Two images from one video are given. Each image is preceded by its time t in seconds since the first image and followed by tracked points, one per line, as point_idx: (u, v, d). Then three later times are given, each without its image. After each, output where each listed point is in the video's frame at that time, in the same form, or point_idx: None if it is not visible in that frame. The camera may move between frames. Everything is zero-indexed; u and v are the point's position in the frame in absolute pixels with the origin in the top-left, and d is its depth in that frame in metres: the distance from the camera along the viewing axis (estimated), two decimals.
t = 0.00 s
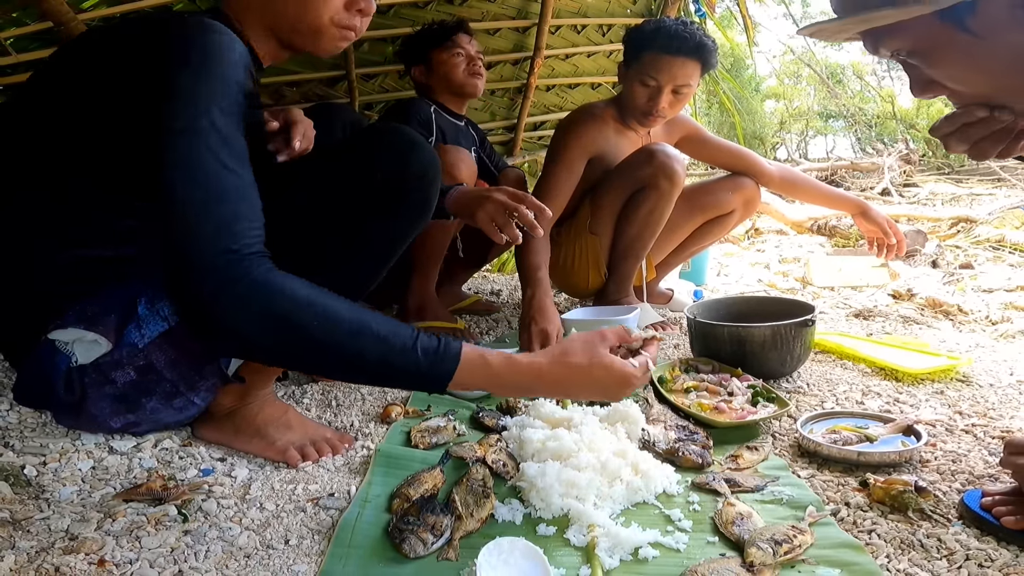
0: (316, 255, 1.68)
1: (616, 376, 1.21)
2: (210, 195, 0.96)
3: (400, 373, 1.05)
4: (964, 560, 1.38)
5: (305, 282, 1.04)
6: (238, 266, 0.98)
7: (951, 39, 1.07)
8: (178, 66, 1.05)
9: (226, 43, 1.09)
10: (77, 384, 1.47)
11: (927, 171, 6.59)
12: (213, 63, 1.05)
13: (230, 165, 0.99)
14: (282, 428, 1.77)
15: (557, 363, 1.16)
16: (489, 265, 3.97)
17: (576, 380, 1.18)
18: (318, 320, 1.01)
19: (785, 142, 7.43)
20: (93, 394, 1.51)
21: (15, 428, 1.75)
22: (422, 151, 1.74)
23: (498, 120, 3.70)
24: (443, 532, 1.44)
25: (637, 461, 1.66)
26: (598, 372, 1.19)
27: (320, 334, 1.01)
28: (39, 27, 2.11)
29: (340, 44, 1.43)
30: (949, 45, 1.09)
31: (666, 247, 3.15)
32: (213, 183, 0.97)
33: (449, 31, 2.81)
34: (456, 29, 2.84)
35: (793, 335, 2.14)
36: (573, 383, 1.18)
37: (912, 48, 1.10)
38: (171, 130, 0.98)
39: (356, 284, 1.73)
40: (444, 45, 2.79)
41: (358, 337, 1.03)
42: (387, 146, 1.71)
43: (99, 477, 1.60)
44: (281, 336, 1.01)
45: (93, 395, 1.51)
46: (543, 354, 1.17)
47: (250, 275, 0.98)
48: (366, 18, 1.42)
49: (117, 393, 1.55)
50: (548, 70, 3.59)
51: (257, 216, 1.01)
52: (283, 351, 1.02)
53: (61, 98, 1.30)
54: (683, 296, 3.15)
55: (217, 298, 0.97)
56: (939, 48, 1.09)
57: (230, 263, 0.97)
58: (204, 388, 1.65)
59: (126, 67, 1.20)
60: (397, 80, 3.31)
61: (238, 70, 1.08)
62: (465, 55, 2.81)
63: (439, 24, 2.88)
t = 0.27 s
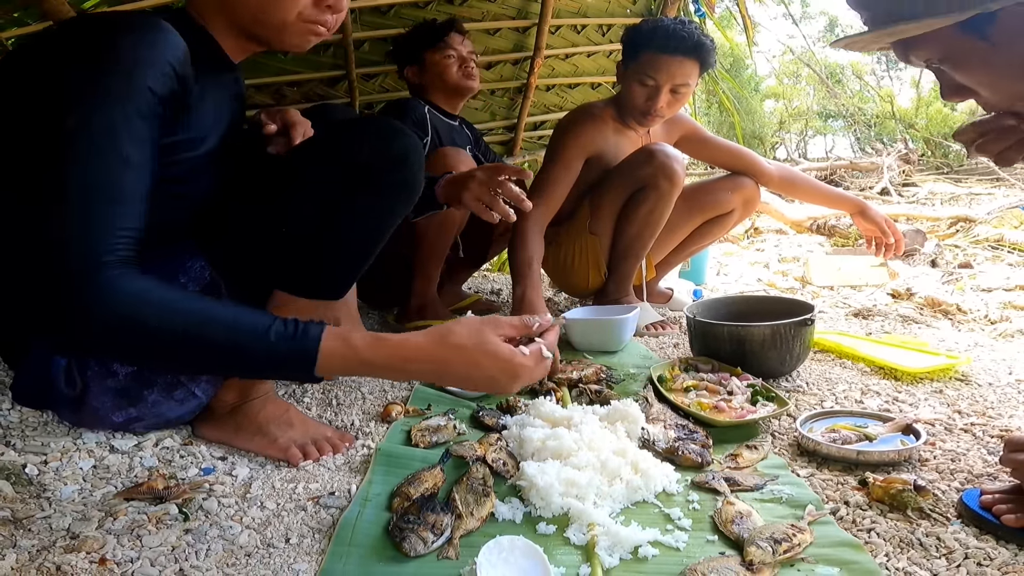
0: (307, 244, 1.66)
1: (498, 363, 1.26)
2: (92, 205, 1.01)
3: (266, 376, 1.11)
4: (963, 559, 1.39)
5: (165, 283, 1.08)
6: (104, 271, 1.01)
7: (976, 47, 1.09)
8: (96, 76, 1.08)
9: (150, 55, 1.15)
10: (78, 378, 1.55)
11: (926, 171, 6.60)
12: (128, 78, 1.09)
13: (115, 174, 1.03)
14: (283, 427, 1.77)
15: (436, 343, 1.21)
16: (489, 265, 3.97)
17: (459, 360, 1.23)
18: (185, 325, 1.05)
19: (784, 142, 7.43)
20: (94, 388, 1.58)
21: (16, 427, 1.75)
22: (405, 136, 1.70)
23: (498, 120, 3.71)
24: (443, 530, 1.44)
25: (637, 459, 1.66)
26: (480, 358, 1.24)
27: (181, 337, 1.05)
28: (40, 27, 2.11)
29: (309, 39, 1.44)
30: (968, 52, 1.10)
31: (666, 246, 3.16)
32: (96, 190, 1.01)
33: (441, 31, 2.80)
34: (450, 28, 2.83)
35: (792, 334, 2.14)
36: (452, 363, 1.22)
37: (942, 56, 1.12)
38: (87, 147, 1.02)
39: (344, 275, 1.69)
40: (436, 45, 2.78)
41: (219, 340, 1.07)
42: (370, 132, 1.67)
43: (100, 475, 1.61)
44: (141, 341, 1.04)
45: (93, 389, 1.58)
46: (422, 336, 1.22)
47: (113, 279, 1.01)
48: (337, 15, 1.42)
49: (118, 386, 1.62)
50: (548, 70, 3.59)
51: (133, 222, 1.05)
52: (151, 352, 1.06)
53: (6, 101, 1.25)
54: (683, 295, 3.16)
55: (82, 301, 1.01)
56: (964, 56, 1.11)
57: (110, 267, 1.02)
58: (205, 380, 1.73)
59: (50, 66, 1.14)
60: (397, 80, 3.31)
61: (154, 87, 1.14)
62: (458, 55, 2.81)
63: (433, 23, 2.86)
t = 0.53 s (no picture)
0: (305, 241, 1.67)
1: (413, 395, 1.34)
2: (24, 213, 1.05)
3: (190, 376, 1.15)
4: (962, 557, 1.39)
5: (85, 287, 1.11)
6: (29, 278, 1.05)
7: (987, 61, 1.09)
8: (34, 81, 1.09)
9: (90, 55, 1.17)
10: (68, 387, 1.54)
11: (924, 170, 6.60)
12: (63, 82, 1.11)
13: (44, 184, 1.06)
14: (283, 427, 1.77)
15: (355, 368, 1.28)
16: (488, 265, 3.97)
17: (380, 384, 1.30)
18: (109, 329, 1.09)
19: (784, 142, 7.42)
20: (85, 395, 1.58)
21: (17, 427, 1.75)
22: (398, 131, 1.70)
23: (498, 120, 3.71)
24: (443, 530, 1.44)
25: (636, 458, 1.66)
26: (398, 388, 1.32)
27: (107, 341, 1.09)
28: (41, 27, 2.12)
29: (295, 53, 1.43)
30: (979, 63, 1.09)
31: (665, 246, 3.16)
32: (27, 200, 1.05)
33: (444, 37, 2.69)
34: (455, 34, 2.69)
35: (791, 333, 2.14)
36: (369, 387, 1.30)
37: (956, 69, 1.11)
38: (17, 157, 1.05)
39: (340, 271, 1.70)
40: (437, 54, 2.69)
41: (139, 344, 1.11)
42: (363, 128, 1.67)
43: (101, 475, 1.61)
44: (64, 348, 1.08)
45: (84, 396, 1.58)
46: (342, 359, 1.28)
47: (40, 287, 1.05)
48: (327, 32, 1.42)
49: (110, 393, 1.62)
50: (548, 70, 3.60)
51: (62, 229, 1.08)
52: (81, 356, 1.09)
53: None
54: (682, 295, 3.16)
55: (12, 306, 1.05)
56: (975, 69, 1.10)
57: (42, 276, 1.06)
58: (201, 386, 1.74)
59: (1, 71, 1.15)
60: (397, 80, 3.31)
61: (91, 87, 1.16)
62: (457, 65, 2.69)
63: (442, 24, 2.73)
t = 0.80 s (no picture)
0: (307, 244, 1.67)
1: (414, 398, 1.39)
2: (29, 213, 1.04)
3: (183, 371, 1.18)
4: (961, 556, 1.40)
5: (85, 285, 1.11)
6: (33, 276, 1.05)
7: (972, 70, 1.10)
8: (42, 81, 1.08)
9: (97, 52, 1.16)
10: (65, 390, 1.50)
11: (923, 170, 6.60)
12: (68, 81, 1.10)
13: (48, 183, 1.06)
14: (284, 426, 1.78)
15: (360, 371, 1.32)
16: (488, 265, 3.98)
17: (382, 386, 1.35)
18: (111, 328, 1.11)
19: (784, 142, 7.42)
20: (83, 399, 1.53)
21: (19, 426, 1.75)
22: (396, 133, 1.71)
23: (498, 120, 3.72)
24: (443, 528, 1.45)
25: (636, 457, 1.67)
26: (400, 392, 1.37)
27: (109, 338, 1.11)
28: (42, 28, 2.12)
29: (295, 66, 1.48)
30: (967, 71, 1.10)
31: (665, 246, 3.16)
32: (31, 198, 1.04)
33: (463, 44, 2.63)
34: (476, 41, 2.63)
35: (791, 333, 2.15)
36: (372, 388, 1.34)
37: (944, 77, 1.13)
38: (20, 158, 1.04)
39: (343, 275, 1.71)
40: (453, 61, 2.64)
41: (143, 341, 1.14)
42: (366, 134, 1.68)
43: (102, 474, 1.61)
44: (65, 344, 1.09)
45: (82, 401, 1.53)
46: (347, 361, 1.32)
47: (43, 286, 1.05)
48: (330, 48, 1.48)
49: (108, 397, 1.57)
50: (548, 70, 3.60)
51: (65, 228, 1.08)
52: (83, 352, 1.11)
53: None
54: (682, 294, 3.17)
55: (14, 305, 1.05)
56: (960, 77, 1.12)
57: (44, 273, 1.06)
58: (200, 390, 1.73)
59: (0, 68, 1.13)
60: (398, 80, 3.31)
61: (98, 86, 1.15)
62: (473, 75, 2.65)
63: (462, 28, 2.65)
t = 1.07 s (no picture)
0: (313, 243, 1.68)
1: (424, 395, 1.41)
2: (42, 212, 1.06)
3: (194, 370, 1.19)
4: (960, 555, 1.40)
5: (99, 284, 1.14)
6: (48, 273, 1.07)
7: (951, 58, 1.09)
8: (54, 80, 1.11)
9: (107, 51, 1.18)
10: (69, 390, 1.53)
11: (922, 170, 6.60)
12: (79, 79, 1.13)
13: (61, 181, 1.08)
14: (284, 425, 1.78)
15: (371, 366, 1.33)
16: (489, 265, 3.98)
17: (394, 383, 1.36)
18: (124, 325, 1.12)
19: (783, 141, 7.41)
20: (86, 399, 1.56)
21: (20, 425, 1.76)
22: (401, 133, 1.69)
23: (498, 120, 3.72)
24: (443, 527, 1.45)
25: (635, 456, 1.67)
26: (411, 388, 1.38)
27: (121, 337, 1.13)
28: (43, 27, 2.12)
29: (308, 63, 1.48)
30: (946, 60, 1.10)
31: (665, 245, 3.17)
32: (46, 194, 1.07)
33: (472, 54, 2.57)
34: (487, 53, 2.56)
35: (790, 332, 2.15)
36: (385, 386, 1.35)
37: (921, 67, 1.12)
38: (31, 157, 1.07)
39: (348, 273, 1.71)
40: (461, 72, 2.59)
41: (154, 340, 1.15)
42: (372, 131, 1.68)
43: (103, 473, 1.62)
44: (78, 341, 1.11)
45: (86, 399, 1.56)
46: (359, 358, 1.33)
47: (57, 281, 1.08)
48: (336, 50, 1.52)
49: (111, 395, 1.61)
50: (548, 70, 3.60)
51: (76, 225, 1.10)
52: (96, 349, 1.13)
53: None
54: (682, 294, 3.17)
55: (29, 303, 1.07)
56: (939, 67, 1.11)
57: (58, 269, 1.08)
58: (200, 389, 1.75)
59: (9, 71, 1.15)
60: (398, 79, 3.31)
61: (109, 86, 1.17)
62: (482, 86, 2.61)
63: (473, 37, 2.59)
